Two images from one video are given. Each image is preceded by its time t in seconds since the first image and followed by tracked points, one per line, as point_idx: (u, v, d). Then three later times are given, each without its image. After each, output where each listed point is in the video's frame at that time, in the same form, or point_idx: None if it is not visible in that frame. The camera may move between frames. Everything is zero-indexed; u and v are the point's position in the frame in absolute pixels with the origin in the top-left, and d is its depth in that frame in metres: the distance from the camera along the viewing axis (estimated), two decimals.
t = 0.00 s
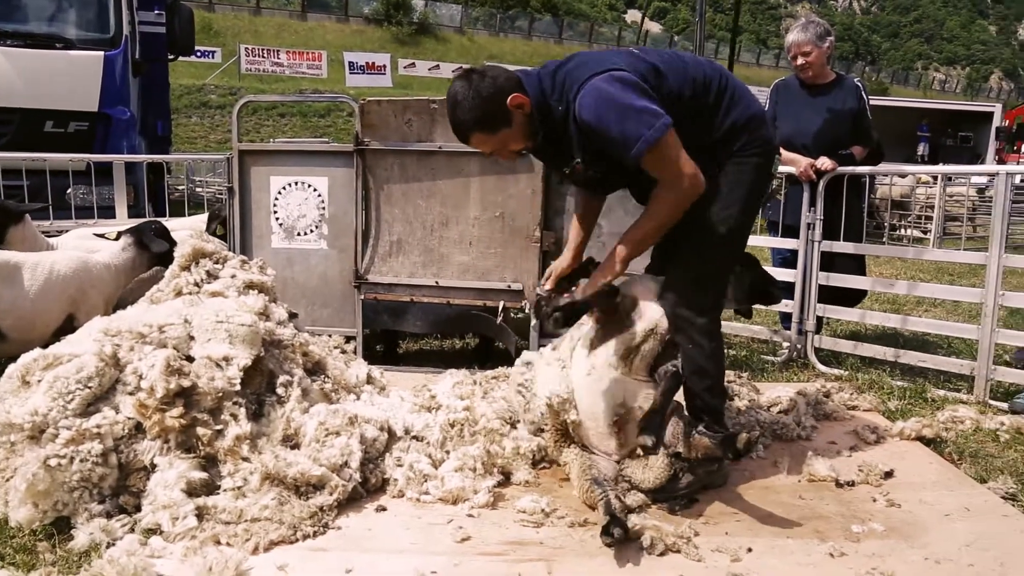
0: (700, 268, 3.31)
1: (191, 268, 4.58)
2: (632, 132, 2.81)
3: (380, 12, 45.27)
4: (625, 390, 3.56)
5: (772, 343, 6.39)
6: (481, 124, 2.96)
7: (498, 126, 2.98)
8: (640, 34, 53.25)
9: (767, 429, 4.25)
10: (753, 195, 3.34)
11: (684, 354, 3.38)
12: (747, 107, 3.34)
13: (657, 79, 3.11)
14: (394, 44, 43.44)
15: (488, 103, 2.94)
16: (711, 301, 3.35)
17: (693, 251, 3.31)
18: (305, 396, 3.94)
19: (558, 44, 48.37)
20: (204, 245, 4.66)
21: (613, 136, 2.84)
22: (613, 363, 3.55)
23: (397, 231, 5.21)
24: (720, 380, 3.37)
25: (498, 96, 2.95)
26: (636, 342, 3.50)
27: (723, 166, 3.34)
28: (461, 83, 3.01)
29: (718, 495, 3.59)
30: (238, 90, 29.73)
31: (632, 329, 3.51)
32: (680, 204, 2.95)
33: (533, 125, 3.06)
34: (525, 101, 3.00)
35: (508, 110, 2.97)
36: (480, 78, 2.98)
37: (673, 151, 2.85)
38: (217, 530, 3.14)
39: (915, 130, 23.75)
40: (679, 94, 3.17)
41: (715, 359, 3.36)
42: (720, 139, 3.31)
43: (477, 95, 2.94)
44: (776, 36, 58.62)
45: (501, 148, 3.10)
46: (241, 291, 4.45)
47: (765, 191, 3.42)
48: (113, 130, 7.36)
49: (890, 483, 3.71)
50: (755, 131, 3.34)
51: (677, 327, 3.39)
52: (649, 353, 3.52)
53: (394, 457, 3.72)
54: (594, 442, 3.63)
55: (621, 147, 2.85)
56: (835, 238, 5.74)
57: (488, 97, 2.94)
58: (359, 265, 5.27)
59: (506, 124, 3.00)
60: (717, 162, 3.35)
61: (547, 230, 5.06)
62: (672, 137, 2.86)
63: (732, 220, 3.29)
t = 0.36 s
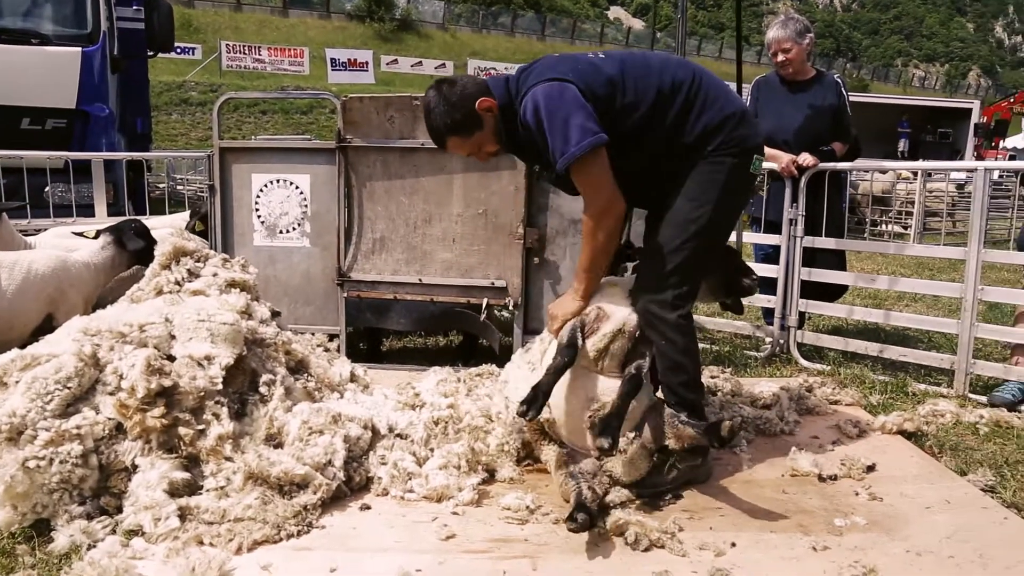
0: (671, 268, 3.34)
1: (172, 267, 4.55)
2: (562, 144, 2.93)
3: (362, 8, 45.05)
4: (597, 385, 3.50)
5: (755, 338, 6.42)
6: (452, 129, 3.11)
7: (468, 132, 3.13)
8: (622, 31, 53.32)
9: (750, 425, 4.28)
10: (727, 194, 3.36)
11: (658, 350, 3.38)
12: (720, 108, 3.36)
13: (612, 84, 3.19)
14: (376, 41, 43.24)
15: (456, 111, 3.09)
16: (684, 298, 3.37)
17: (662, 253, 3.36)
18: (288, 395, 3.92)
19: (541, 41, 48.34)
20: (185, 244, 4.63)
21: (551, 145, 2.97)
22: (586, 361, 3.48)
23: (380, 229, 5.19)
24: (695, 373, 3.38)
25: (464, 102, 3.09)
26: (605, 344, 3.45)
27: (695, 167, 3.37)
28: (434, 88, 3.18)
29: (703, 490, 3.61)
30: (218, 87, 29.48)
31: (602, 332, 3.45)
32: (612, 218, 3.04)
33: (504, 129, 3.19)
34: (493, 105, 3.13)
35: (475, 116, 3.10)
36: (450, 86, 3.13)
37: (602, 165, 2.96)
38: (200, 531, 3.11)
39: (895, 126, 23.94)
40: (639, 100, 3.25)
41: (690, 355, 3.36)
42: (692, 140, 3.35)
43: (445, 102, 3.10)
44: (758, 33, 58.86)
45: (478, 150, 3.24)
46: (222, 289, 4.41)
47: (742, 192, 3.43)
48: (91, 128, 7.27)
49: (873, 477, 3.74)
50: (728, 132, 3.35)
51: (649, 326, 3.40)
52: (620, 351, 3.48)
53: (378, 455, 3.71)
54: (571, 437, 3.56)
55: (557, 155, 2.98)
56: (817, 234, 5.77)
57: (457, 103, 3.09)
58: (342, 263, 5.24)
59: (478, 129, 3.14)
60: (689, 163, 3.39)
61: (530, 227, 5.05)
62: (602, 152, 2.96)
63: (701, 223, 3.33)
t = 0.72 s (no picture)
0: (671, 263, 3.37)
1: (161, 266, 4.53)
2: (573, 143, 2.93)
3: (352, 5, 44.99)
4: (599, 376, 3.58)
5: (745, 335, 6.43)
6: (457, 129, 2.99)
7: (474, 132, 3.02)
8: (613, 28, 53.34)
9: (740, 422, 4.29)
10: (724, 192, 3.39)
11: (655, 342, 3.43)
12: (717, 107, 3.38)
13: (617, 83, 3.17)
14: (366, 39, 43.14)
15: (463, 109, 2.97)
16: (682, 294, 3.41)
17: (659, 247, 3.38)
18: (278, 394, 3.90)
19: (532, 39, 48.28)
20: (174, 242, 4.62)
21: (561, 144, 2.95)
22: (587, 352, 3.55)
23: (370, 227, 5.18)
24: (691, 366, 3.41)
25: (471, 100, 2.98)
26: (608, 334, 3.52)
27: (694, 164, 3.38)
28: (435, 87, 3.05)
29: (693, 487, 3.62)
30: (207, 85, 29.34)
31: (603, 323, 3.52)
32: (619, 214, 3.06)
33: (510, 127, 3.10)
34: (498, 105, 3.04)
35: (482, 115, 3.00)
36: (455, 84, 3.01)
37: (609, 165, 2.96)
38: (190, 530, 3.10)
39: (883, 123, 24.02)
40: (644, 98, 3.23)
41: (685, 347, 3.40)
42: (692, 137, 3.36)
43: (450, 100, 2.98)
44: (748, 30, 58.96)
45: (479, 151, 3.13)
46: (211, 288, 4.40)
47: (737, 188, 3.46)
48: (79, 126, 7.21)
49: (862, 473, 3.76)
50: (726, 130, 3.38)
51: (647, 317, 3.43)
52: (621, 343, 3.56)
53: (369, 454, 3.70)
54: (569, 429, 3.61)
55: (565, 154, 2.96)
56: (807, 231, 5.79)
57: (463, 102, 2.97)
58: (332, 261, 5.23)
59: (483, 129, 3.02)
60: (689, 160, 3.40)
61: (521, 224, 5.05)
62: (611, 150, 2.96)
63: (698, 217, 3.35)
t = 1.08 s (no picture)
0: (685, 258, 3.37)
1: (159, 264, 4.52)
2: (585, 141, 2.92)
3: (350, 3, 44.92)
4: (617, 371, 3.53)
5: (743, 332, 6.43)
6: (465, 130, 2.98)
7: (482, 134, 3.01)
8: (611, 26, 53.28)
9: (740, 420, 4.29)
10: (732, 185, 3.41)
11: (670, 336, 3.39)
12: (720, 102, 3.40)
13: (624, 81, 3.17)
14: (365, 36, 43.07)
15: (471, 111, 2.96)
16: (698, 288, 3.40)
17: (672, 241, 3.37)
18: (277, 391, 3.90)
19: (530, 36, 48.22)
20: (172, 240, 4.61)
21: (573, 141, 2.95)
22: (608, 346, 3.53)
23: (368, 225, 5.17)
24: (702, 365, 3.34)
25: (479, 102, 2.97)
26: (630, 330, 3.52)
27: (702, 158, 3.39)
28: (443, 90, 3.04)
29: (692, 485, 3.62)
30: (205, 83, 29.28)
31: (625, 322, 3.52)
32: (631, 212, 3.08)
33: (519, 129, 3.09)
34: (506, 108, 3.03)
35: (490, 117, 2.98)
36: (464, 86, 3.00)
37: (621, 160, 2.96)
38: (188, 528, 3.09)
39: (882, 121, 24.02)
40: (649, 93, 3.22)
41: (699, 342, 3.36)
42: (698, 131, 3.36)
43: (459, 101, 2.97)
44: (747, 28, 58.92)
45: (486, 154, 3.12)
46: (210, 286, 4.39)
47: (743, 179, 3.48)
48: (78, 123, 7.20)
49: (861, 471, 3.76)
50: (730, 125, 3.39)
51: (664, 311, 3.41)
52: (642, 341, 3.55)
53: (367, 452, 3.70)
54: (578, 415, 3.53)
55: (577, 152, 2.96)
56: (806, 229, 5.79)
57: (472, 103, 2.96)
58: (330, 259, 5.22)
59: (492, 131, 3.02)
60: (697, 154, 3.41)
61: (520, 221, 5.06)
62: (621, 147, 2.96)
63: (712, 210, 3.35)
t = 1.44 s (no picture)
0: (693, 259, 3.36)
1: (159, 262, 4.51)
2: (575, 139, 2.92)
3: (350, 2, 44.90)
4: (620, 376, 3.52)
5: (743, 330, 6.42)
6: (466, 119, 3.06)
7: (483, 122, 3.08)
8: (611, 24, 53.25)
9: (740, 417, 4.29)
10: (746, 190, 3.39)
11: (671, 340, 3.40)
12: (740, 105, 3.37)
13: (635, 77, 3.15)
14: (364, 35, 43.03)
15: (472, 100, 3.03)
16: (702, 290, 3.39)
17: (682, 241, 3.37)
18: (276, 390, 3.90)
19: (530, 34, 48.16)
20: (172, 239, 4.61)
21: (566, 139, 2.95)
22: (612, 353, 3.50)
23: (368, 223, 5.17)
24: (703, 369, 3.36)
25: (481, 92, 3.03)
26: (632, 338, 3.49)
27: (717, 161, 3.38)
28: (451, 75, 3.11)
29: (692, 483, 3.61)
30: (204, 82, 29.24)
31: (629, 328, 3.48)
32: (624, 211, 3.05)
33: (522, 119, 3.13)
34: (509, 97, 3.08)
35: (492, 107, 3.05)
36: (468, 73, 3.06)
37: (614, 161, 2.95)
38: (188, 527, 3.09)
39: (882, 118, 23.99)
40: (661, 93, 3.21)
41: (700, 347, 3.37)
42: (715, 134, 3.34)
43: (462, 89, 3.04)
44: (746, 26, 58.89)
45: (490, 141, 3.19)
46: (210, 285, 4.39)
47: (759, 186, 3.47)
48: (77, 122, 7.20)
49: (862, 469, 3.75)
50: (748, 129, 3.37)
51: (669, 315, 3.42)
52: (644, 347, 3.53)
53: (367, 450, 3.70)
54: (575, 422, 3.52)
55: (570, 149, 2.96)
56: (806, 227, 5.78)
57: (473, 92, 3.03)
58: (330, 257, 5.22)
59: (493, 120, 3.08)
60: (712, 155, 3.39)
61: (519, 220, 5.05)
62: (616, 149, 2.95)
63: (722, 214, 3.35)
